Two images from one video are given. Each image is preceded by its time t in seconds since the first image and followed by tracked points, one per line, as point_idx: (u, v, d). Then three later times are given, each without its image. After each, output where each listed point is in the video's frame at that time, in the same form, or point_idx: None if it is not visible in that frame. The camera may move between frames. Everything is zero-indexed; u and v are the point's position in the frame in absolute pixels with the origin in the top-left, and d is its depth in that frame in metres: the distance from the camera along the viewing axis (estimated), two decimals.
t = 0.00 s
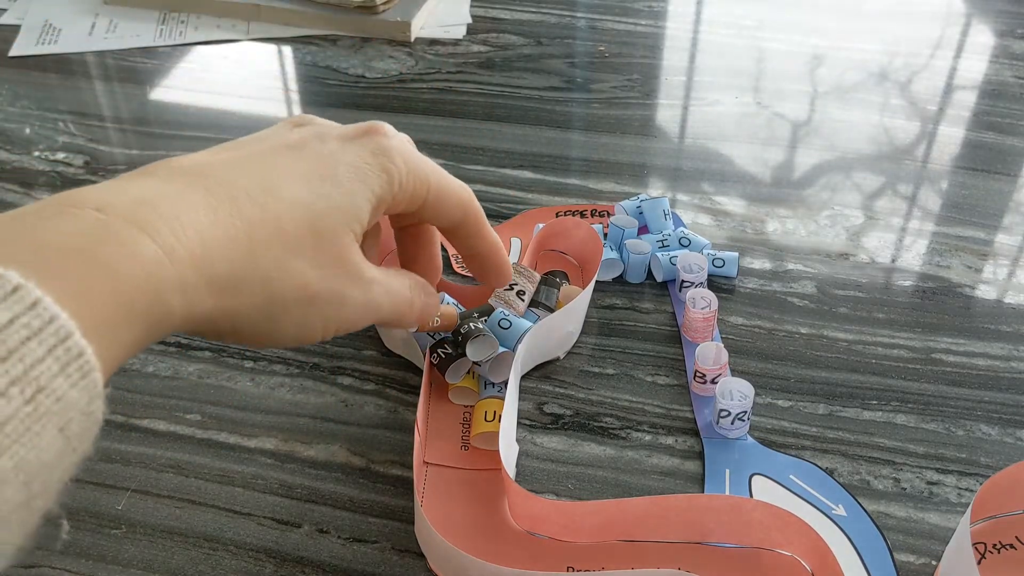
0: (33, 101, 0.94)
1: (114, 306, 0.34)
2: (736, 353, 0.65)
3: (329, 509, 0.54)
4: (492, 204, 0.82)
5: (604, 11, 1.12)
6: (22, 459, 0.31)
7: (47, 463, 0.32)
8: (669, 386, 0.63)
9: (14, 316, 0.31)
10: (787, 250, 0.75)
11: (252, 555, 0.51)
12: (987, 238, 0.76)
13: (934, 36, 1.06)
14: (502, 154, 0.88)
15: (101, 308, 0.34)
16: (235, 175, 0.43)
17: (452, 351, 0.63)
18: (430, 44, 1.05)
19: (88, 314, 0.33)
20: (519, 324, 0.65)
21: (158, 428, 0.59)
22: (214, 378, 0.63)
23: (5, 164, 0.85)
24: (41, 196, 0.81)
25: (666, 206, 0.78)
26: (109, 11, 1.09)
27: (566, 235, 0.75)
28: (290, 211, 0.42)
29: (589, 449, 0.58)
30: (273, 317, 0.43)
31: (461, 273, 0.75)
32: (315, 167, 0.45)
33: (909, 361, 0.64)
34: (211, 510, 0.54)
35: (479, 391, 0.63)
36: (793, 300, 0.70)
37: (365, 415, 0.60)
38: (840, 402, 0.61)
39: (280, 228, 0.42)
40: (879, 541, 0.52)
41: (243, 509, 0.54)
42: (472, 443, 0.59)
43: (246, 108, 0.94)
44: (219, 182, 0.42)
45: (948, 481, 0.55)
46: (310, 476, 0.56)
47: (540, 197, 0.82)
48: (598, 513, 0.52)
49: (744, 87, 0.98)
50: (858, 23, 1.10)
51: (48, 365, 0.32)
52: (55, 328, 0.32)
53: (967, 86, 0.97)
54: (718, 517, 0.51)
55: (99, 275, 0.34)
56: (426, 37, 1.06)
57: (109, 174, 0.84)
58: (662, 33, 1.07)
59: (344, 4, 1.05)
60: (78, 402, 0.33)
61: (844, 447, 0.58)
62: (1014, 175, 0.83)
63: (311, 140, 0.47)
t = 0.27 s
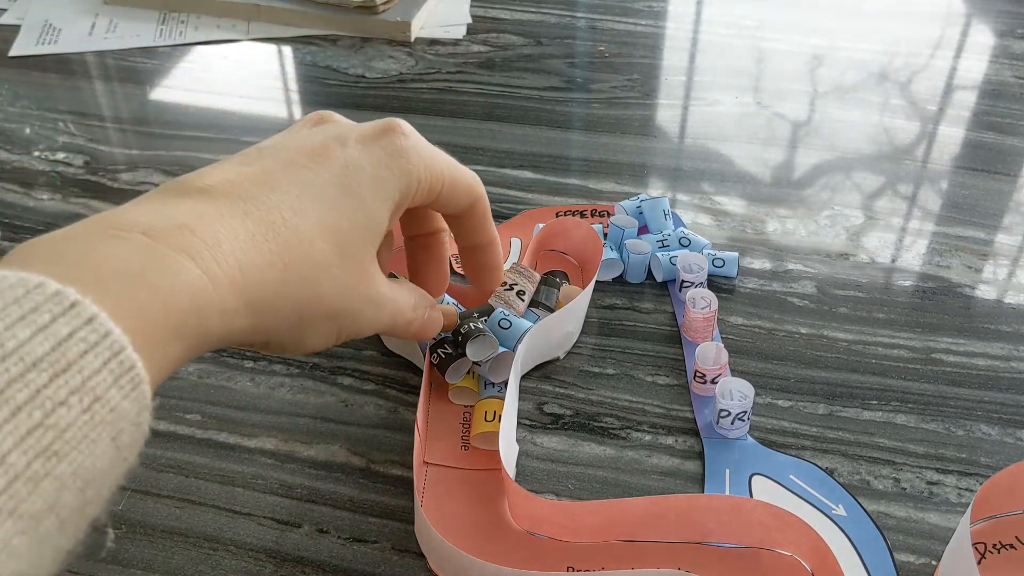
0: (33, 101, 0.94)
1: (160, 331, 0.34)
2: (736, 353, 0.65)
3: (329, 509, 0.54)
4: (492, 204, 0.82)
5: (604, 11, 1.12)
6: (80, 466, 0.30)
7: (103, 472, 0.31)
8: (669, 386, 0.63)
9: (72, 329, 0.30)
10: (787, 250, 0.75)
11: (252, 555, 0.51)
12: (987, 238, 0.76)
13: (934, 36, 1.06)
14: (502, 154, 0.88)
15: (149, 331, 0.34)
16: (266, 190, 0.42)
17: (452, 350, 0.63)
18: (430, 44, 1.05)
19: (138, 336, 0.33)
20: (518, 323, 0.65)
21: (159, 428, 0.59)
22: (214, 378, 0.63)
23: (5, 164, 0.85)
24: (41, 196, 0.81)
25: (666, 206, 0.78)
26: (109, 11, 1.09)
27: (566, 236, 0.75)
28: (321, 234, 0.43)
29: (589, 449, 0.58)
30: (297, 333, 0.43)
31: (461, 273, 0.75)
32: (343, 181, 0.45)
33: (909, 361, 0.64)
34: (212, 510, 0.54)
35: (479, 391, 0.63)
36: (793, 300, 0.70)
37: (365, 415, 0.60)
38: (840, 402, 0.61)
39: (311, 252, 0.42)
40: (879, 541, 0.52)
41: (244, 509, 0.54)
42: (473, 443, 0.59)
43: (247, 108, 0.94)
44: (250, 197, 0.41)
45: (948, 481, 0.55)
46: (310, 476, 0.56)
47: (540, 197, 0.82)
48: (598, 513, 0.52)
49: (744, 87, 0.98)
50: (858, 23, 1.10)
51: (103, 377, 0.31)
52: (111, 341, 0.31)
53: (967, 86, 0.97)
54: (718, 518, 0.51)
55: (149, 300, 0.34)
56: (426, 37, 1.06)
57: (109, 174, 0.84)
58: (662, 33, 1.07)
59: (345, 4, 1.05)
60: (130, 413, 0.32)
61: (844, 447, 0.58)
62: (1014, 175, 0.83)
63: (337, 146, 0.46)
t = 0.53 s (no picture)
0: (33, 101, 0.94)
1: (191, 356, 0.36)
2: (736, 353, 0.65)
3: (329, 509, 0.54)
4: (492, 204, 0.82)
5: (604, 11, 1.12)
6: (119, 481, 0.32)
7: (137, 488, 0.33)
8: (669, 386, 0.63)
9: (111, 350, 0.32)
10: (787, 250, 0.75)
11: (252, 555, 0.51)
12: (987, 238, 0.76)
13: (934, 36, 1.06)
14: (502, 154, 0.88)
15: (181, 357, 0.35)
16: (283, 202, 0.42)
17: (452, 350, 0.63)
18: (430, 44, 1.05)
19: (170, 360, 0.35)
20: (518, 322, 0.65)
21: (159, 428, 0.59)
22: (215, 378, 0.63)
23: (5, 165, 0.85)
24: (41, 196, 0.81)
25: (666, 206, 0.78)
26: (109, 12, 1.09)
27: (566, 236, 0.75)
28: (338, 243, 0.43)
29: (589, 449, 0.58)
30: (326, 338, 0.45)
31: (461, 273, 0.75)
32: (356, 185, 0.45)
33: (909, 361, 0.64)
34: (212, 510, 0.54)
35: (479, 391, 0.63)
36: (793, 300, 0.70)
37: (365, 415, 0.60)
38: (840, 402, 0.61)
39: (333, 260, 0.42)
40: (879, 541, 0.52)
41: (244, 509, 0.54)
42: (472, 443, 0.59)
43: (246, 108, 0.94)
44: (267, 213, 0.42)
45: (948, 481, 0.55)
46: (310, 476, 0.56)
47: (540, 197, 0.82)
48: (598, 513, 0.52)
49: (744, 87, 0.98)
50: (858, 23, 1.10)
51: (140, 395, 0.33)
52: (145, 361, 0.33)
53: (967, 86, 0.97)
54: (718, 518, 0.51)
55: (181, 322, 0.35)
56: (426, 37, 1.06)
57: (109, 174, 0.84)
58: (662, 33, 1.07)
59: (345, 4, 1.05)
60: (163, 430, 0.33)
61: (844, 447, 0.58)
62: (1014, 175, 0.83)
63: (347, 148, 0.46)
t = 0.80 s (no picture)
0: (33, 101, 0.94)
1: None
2: (736, 353, 0.65)
3: (329, 509, 0.54)
4: (492, 204, 0.82)
5: (604, 11, 1.12)
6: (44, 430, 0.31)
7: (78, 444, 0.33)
8: (669, 386, 0.63)
9: None
10: (787, 250, 0.75)
11: (252, 555, 0.51)
12: (987, 238, 0.76)
13: (934, 36, 1.06)
14: (502, 154, 0.88)
15: None
16: (77, 89, 0.33)
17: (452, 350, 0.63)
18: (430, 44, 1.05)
19: None
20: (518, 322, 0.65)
21: (159, 428, 0.59)
22: (214, 378, 0.63)
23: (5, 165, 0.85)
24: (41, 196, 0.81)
25: (666, 206, 0.78)
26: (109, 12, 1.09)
27: (566, 235, 0.74)
28: (138, 142, 0.33)
29: (589, 449, 0.58)
30: (121, 263, 0.35)
31: (461, 273, 0.75)
32: (181, 73, 0.36)
33: (909, 361, 0.64)
34: (212, 510, 0.54)
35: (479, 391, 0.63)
36: (793, 301, 0.70)
37: (365, 415, 0.60)
38: (840, 402, 0.61)
39: (129, 162, 0.33)
40: (879, 541, 0.52)
41: (244, 509, 0.54)
42: (472, 443, 0.59)
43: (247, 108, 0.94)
44: (45, 101, 0.32)
45: (948, 481, 0.55)
46: (310, 476, 0.56)
47: (540, 197, 0.82)
48: (598, 514, 0.52)
49: (744, 87, 0.98)
50: (857, 23, 1.10)
51: None
52: None
53: (967, 86, 0.97)
54: (719, 518, 0.51)
55: None
56: (426, 37, 1.06)
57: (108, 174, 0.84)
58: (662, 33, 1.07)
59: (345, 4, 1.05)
60: None
61: (844, 447, 0.58)
62: (1014, 175, 0.83)
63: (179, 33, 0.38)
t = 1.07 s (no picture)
0: (33, 101, 0.94)
1: None
2: (736, 353, 0.65)
3: (329, 509, 0.54)
4: (492, 204, 0.82)
5: (604, 11, 1.12)
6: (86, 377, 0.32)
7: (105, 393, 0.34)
8: (669, 386, 0.63)
9: None
10: (787, 250, 0.75)
11: (252, 554, 0.51)
12: (987, 238, 0.76)
13: (934, 36, 1.06)
14: (502, 154, 0.88)
15: None
16: None
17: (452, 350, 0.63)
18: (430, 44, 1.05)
19: None
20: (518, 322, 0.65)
21: (159, 428, 0.59)
22: (214, 378, 0.63)
23: (5, 164, 0.85)
24: (41, 196, 0.81)
25: (666, 206, 0.78)
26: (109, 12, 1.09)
27: (565, 235, 0.74)
28: None
29: (589, 449, 0.58)
30: None
31: (461, 273, 0.75)
32: None
33: (910, 361, 0.64)
34: (212, 510, 0.54)
35: (479, 390, 0.63)
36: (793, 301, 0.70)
37: (365, 415, 0.60)
38: (840, 402, 0.61)
39: None
40: (879, 541, 0.52)
41: (244, 509, 0.54)
42: (473, 442, 0.59)
43: (246, 108, 0.94)
44: None
45: (948, 481, 0.55)
46: (310, 476, 0.56)
47: (540, 197, 0.82)
48: (598, 513, 0.52)
49: (744, 87, 0.98)
50: (857, 23, 1.10)
51: None
52: None
53: (967, 86, 0.97)
54: (719, 518, 0.51)
55: None
56: (426, 37, 1.06)
57: (108, 174, 0.84)
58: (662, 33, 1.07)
59: (345, 4, 1.05)
60: None
61: (844, 447, 0.58)
62: (1014, 175, 0.83)
63: None
